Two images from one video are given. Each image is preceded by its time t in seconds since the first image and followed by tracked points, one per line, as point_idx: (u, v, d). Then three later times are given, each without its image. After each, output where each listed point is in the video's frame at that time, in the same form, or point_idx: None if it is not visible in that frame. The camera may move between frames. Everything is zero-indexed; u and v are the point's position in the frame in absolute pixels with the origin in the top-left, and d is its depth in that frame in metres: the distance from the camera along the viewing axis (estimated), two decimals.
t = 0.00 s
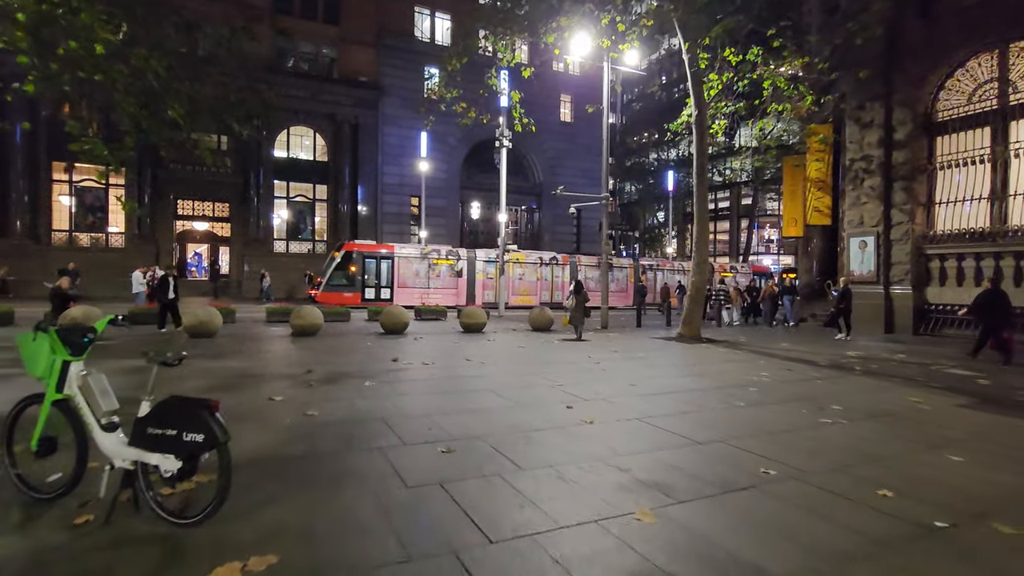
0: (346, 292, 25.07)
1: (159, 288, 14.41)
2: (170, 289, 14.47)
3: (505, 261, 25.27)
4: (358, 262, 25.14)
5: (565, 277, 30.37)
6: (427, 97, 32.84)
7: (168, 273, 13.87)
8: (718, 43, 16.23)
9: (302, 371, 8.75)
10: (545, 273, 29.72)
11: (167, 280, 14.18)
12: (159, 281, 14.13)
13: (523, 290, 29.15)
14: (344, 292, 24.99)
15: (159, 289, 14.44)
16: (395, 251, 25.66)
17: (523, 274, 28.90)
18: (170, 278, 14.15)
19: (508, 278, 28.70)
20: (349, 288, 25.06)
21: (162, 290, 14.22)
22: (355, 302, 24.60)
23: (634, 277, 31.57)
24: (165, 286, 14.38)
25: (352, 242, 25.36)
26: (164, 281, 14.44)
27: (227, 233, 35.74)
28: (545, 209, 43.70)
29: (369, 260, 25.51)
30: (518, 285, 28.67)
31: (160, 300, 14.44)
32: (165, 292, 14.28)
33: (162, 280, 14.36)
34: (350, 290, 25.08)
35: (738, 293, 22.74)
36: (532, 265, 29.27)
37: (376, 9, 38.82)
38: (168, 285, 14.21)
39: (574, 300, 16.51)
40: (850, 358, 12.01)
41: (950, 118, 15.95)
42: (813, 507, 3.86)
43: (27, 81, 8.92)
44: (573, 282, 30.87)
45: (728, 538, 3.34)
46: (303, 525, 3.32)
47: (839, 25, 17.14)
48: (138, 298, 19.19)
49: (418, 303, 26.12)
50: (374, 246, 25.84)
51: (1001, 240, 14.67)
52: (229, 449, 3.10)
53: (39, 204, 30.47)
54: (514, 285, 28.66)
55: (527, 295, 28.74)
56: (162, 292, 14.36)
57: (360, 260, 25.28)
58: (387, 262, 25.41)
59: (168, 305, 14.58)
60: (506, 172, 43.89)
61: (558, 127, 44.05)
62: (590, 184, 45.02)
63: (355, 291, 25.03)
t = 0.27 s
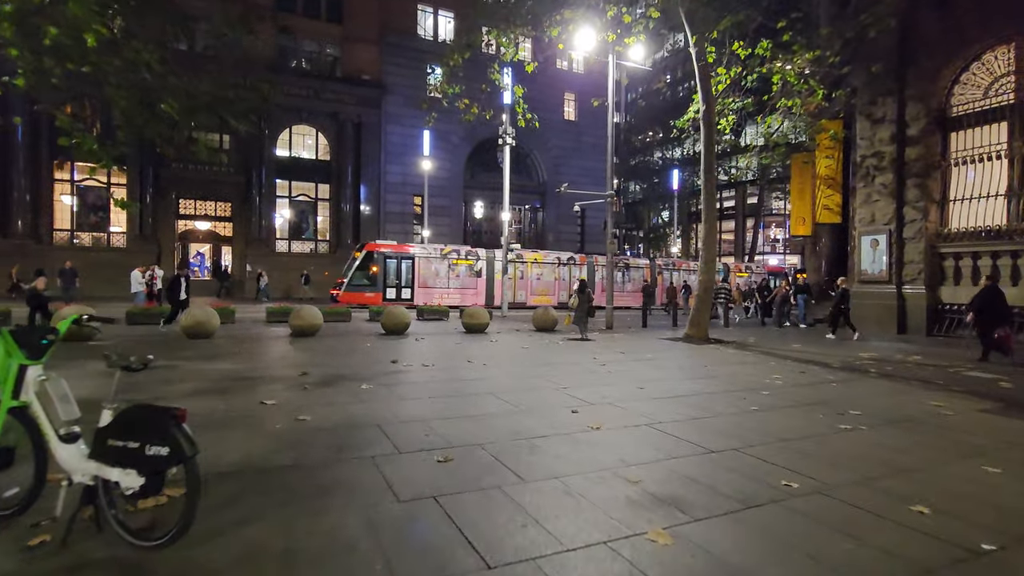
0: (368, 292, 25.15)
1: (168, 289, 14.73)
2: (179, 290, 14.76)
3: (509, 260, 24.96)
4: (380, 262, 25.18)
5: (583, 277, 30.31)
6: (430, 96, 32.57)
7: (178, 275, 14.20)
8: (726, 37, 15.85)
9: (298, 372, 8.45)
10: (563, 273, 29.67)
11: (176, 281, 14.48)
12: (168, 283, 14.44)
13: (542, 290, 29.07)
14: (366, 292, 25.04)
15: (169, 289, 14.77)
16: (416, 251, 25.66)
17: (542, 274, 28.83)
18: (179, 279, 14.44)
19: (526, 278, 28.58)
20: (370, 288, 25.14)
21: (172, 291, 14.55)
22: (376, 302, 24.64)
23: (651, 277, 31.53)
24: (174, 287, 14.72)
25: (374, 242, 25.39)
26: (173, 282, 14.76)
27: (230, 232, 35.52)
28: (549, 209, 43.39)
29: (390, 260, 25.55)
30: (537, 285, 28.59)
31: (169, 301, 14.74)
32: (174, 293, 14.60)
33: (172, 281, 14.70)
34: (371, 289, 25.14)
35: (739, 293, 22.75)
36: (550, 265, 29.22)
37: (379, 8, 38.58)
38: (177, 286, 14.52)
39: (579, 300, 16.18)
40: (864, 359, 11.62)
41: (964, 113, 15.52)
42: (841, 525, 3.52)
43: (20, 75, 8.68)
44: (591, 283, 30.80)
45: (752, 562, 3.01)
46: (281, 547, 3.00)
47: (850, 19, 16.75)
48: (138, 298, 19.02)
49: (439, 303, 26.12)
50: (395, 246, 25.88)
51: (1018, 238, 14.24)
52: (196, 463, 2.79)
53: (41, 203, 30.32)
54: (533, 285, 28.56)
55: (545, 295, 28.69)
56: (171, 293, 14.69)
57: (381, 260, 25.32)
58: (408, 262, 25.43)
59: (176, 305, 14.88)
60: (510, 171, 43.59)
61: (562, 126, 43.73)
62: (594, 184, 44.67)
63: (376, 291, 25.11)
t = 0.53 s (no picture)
0: (388, 293, 25.22)
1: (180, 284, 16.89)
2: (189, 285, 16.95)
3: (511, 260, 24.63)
4: (400, 263, 25.31)
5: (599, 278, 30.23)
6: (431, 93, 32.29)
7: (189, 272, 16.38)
8: (734, 31, 15.44)
9: (292, 377, 8.14)
10: (580, 274, 29.60)
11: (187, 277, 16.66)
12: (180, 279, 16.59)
13: (558, 291, 29.01)
14: (386, 292, 25.19)
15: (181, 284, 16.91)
16: (435, 252, 25.76)
17: (558, 275, 28.80)
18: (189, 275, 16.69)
19: (544, 278, 28.44)
20: (391, 289, 25.22)
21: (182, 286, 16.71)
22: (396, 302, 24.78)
23: (666, 278, 31.55)
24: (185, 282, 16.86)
25: (393, 243, 25.50)
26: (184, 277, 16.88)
27: (230, 232, 35.27)
28: (551, 208, 43.05)
29: (410, 261, 25.65)
30: (554, 286, 28.52)
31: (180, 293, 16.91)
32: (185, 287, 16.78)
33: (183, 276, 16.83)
34: (391, 290, 25.27)
35: (743, 293, 22.37)
36: (566, 266, 29.18)
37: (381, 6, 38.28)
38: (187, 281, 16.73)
39: (582, 300, 15.87)
40: (878, 363, 11.26)
41: (978, 109, 15.11)
42: (877, 554, 3.19)
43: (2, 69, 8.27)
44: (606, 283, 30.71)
45: None
46: None
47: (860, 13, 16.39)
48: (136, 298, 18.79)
49: (457, 304, 26.16)
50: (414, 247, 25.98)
51: None
52: (156, 492, 2.52)
53: (41, 203, 30.09)
54: (550, 286, 28.50)
55: (562, 297, 28.68)
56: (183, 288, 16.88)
57: (402, 261, 25.45)
58: (428, 263, 25.51)
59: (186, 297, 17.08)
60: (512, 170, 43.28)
61: (565, 124, 43.39)
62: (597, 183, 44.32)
63: (397, 292, 25.23)
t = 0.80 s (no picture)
0: (407, 293, 25.27)
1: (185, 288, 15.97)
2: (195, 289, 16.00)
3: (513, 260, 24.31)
4: (418, 263, 25.34)
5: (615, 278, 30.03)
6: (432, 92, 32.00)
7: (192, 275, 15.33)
8: (742, 24, 15.07)
9: (285, 379, 7.85)
10: (596, 274, 29.53)
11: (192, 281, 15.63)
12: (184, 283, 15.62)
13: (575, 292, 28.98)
14: (405, 293, 25.23)
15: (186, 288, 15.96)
16: (453, 253, 25.78)
17: (575, 275, 28.77)
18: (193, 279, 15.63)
19: (560, 279, 28.35)
20: (410, 289, 25.29)
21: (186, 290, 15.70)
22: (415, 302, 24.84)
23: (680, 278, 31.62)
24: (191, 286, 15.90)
25: (411, 243, 25.55)
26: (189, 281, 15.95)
27: (230, 232, 35.02)
28: (553, 208, 42.73)
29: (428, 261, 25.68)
30: (570, 287, 28.49)
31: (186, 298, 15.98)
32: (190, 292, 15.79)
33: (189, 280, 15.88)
34: (410, 290, 25.33)
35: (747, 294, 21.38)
36: (583, 266, 29.13)
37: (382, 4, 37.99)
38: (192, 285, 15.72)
39: (585, 300, 15.56)
40: (890, 364, 10.91)
41: (991, 104, 14.75)
42: None
43: None
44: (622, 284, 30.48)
45: None
46: None
47: (870, 6, 16.08)
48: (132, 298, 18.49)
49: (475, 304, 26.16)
50: (432, 248, 26.03)
51: None
52: (106, 514, 2.45)
53: (39, 202, 29.86)
54: (566, 286, 28.47)
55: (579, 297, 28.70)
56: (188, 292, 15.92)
57: (420, 261, 25.49)
58: (446, 263, 25.53)
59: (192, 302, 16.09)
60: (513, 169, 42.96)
61: (567, 123, 43.07)
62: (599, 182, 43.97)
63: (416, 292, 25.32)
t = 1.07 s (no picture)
0: (426, 293, 25.65)
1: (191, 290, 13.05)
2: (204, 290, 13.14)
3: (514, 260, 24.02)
4: (437, 264, 25.66)
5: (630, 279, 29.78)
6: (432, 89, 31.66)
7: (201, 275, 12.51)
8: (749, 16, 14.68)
9: (277, 383, 7.50)
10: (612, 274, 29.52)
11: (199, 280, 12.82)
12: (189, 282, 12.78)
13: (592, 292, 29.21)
14: (423, 293, 25.60)
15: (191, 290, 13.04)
16: (470, 253, 26.03)
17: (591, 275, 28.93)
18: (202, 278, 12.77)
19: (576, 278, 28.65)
20: (428, 289, 25.67)
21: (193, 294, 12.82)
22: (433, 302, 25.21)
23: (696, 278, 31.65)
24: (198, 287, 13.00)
25: (429, 244, 25.93)
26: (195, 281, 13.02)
27: (230, 232, 34.74)
28: (555, 207, 42.40)
29: (446, 262, 25.95)
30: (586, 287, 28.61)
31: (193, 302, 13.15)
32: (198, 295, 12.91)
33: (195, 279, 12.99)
34: (429, 290, 25.70)
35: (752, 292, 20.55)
36: (599, 266, 29.21)
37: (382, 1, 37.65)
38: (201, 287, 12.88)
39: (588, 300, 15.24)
40: (905, 367, 10.56)
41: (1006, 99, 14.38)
42: None
43: None
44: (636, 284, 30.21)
45: None
46: None
47: None
48: (127, 297, 18.15)
49: (492, 304, 26.38)
50: (450, 248, 26.27)
51: None
52: (38, 554, 2.18)
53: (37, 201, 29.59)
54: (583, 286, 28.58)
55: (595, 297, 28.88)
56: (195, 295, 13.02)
57: (438, 261, 25.81)
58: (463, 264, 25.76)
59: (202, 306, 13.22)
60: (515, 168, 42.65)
61: (568, 122, 42.74)
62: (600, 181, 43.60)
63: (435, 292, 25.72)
